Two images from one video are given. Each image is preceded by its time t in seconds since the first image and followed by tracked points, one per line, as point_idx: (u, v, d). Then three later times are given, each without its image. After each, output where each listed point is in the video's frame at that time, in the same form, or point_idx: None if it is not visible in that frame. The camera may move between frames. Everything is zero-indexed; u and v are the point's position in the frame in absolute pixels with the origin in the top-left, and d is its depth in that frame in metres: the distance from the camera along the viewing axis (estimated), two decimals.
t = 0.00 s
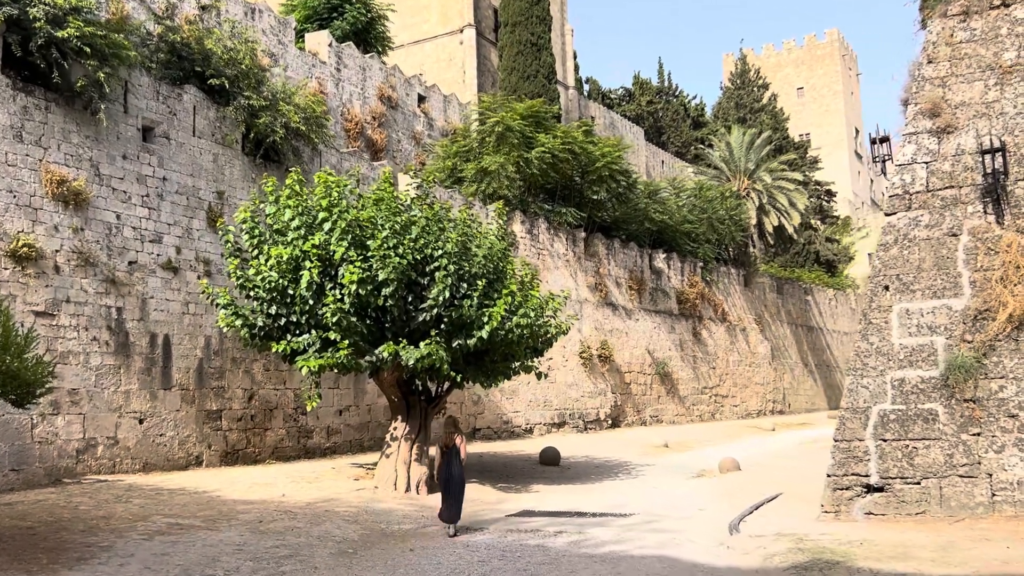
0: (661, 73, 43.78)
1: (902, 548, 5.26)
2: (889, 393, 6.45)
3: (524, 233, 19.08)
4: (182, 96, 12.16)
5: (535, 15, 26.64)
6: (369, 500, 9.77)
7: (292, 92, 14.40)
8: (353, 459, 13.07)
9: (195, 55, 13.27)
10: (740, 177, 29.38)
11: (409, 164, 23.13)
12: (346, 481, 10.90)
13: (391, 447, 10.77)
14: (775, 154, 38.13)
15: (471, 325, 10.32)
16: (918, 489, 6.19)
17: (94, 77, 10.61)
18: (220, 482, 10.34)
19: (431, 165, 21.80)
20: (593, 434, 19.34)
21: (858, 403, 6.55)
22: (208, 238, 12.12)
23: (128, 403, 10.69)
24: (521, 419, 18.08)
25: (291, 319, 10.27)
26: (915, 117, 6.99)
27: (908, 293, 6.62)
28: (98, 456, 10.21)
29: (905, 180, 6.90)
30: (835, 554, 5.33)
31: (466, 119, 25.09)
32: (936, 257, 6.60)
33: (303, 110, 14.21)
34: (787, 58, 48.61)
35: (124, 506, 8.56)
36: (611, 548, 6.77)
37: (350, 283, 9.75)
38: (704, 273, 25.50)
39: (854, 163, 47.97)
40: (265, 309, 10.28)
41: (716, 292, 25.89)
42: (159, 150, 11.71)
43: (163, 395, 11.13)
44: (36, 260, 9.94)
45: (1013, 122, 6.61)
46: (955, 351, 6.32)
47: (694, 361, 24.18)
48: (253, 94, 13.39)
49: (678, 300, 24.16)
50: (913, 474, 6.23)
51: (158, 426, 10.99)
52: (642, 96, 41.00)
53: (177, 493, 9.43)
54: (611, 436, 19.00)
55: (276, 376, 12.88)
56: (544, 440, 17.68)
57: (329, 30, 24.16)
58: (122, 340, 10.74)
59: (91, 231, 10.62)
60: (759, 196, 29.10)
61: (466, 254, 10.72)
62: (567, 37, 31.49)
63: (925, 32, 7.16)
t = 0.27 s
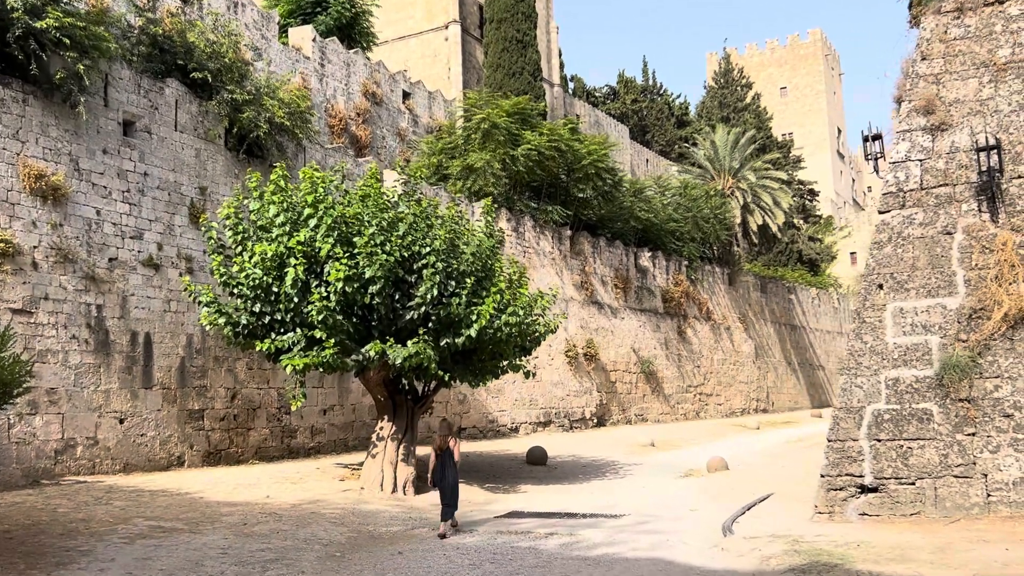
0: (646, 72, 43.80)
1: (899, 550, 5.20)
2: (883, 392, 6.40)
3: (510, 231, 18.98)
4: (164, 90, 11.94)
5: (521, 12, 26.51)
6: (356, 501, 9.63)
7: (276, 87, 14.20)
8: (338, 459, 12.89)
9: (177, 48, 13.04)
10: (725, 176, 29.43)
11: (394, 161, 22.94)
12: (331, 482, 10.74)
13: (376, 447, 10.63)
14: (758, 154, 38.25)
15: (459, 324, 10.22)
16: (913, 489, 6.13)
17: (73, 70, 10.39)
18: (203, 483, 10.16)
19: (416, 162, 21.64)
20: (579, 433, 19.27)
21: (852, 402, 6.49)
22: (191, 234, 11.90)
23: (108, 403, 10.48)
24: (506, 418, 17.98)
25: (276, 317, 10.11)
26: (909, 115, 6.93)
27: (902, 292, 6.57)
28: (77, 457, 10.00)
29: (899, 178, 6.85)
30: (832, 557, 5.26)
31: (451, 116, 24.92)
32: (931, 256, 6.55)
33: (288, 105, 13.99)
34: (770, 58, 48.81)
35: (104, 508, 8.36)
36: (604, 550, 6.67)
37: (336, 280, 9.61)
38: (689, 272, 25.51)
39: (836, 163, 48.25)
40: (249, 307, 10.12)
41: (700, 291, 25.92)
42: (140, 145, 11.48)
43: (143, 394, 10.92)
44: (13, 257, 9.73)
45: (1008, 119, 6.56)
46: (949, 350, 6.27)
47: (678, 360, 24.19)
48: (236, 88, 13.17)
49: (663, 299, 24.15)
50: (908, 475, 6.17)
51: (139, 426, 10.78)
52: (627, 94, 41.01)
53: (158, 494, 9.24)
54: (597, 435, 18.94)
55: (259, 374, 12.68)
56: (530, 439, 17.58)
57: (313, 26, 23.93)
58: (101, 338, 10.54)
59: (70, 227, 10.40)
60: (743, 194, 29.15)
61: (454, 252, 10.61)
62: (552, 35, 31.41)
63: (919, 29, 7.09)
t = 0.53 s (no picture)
0: (629, 71, 43.87)
1: (894, 548, 5.20)
2: (875, 389, 6.40)
3: (494, 228, 18.89)
4: (146, 82, 11.75)
5: (505, 8, 26.42)
6: (342, 500, 9.53)
7: (260, 80, 14.01)
8: (322, 457, 12.75)
9: (159, 39, 12.80)
10: (707, 175, 29.53)
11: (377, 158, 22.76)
12: (316, 480, 10.62)
13: (362, 445, 10.52)
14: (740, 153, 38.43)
15: (446, 320, 10.14)
16: (905, 487, 6.14)
17: (52, 60, 10.19)
18: (185, 481, 10.01)
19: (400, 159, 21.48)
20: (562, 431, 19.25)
21: (844, 399, 6.48)
22: (172, 228, 11.71)
23: (88, 400, 10.31)
24: (490, 416, 17.91)
25: (260, 312, 9.98)
26: (900, 111, 6.91)
27: (893, 289, 6.57)
28: (56, 455, 9.82)
29: (890, 174, 6.83)
30: (827, 555, 5.25)
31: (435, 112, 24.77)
32: (922, 252, 6.55)
33: (271, 98, 13.81)
34: (752, 58, 49.09)
35: (84, 507, 8.21)
36: (595, 548, 6.63)
37: (322, 275, 9.50)
38: (672, 270, 25.57)
39: (816, 163, 48.62)
40: (232, 302, 9.97)
41: (683, 289, 25.99)
42: (121, 138, 11.28)
43: (124, 391, 10.75)
44: None
45: (999, 116, 6.57)
46: (941, 347, 6.28)
47: (661, 358, 24.23)
48: (219, 80, 12.98)
49: (646, 297, 24.18)
50: (900, 472, 6.18)
51: (119, 423, 10.61)
52: (609, 93, 41.05)
53: (139, 492, 9.10)
54: (581, 433, 18.93)
55: (242, 371, 12.51)
56: (514, 437, 17.52)
57: (295, 20, 23.69)
58: (81, 334, 10.37)
59: (49, 221, 10.22)
60: (726, 193, 29.25)
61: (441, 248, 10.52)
62: (536, 32, 31.35)
63: (910, 25, 7.08)
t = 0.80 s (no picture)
0: (610, 70, 43.95)
1: (888, 548, 5.20)
2: (867, 389, 6.41)
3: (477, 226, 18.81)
4: (126, 75, 11.54)
5: (488, 6, 26.34)
6: (326, 500, 9.39)
7: (242, 74, 13.82)
8: (304, 457, 12.59)
9: (139, 31, 12.57)
10: (688, 175, 29.64)
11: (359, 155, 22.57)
12: (298, 480, 10.47)
13: (346, 445, 10.39)
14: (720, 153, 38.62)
15: (433, 318, 10.05)
16: (896, 487, 6.14)
17: (29, 51, 9.97)
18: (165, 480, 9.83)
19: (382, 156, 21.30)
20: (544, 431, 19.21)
21: (835, 399, 6.50)
22: (152, 225, 11.50)
23: (65, 399, 10.11)
24: (473, 415, 17.83)
25: (243, 310, 9.82)
26: (892, 110, 6.95)
27: (885, 289, 6.59)
28: (32, 455, 9.61)
29: (882, 173, 6.85)
30: (821, 555, 5.24)
31: (417, 110, 24.61)
32: (914, 252, 6.57)
33: (253, 93, 13.61)
34: (731, 59, 49.42)
35: (62, 508, 8.03)
36: (586, 550, 6.58)
37: (307, 272, 9.37)
38: (654, 270, 25.63)
39: (794, 164, 49.02)
40: (214, 299, 9.80)
41: (664, 289, 26.07)
42: (100, 132, 11.07)
43: (102, 389, 10.55)
44: None
45: (990, 116, 6.59)
46: (933, 347, 6.30)
47: (642, 357, 24.28)
48: (200, 74, 12.78)
49: (628, 296, 24.21)
50: (891, 472, 6.18)
51: (97, 422, 10.41)
52: (591, 92, 41.13)
53: (119, 493, 8.92)
54: (563, 432, 18.91)
55: (222, 370, 12.33)
56: (496, 437, 17.46)
57: (276, 15, 23.44)
58: (58, 331, 10.17)
59: (26, 216, 10.00)
60: (707, 193, 29.37)
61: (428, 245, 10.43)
62: (518, 31, 31.30)
63: (902, 25, 7.12)
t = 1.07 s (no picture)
0: (590, 70, 44.01)
1: (879, 551, 5.20)
2: (854, 391, 6.42)
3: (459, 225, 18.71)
4: (103, 69, 11.34)
5: (469, 4, 26.22)
6: (308, 502, 9.27)
7: (223, 69, 13.62)
8: (283, 457, 12.43)
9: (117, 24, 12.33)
10: (668, 175, 29.73)
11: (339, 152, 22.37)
12: (279, 481, 10.33)
13: (327, 446, 10.27)
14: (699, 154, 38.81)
15: (417, 318, 9.96)
16: (884, 489, 6.16)
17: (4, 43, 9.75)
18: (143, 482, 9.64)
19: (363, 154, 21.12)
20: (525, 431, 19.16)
21: (823, 401, 6.50)
22: (129, 221, 11.29)
23: (39, 398, 9.90)
24: (453, 415, 17.74)
25: (223, 308, 9.66)
26: (880, 111, 6.93)
27: (872, 290, 6.60)
28: (5, 456, 9.41)
29: (870, 174, 6.85)
30: (813, 559, 5.23)
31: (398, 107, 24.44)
32: (902, 253, 6.59)
33: (234, 88, 13.41)
34: (710, 61, 49.70)
35: (37, 510, 7.85)
36: (574, 553, 6.53)
37: (289, 271, 9.23)
38: (634, 270, 25.69)
39: (772, 165, 49.39)
40: (194, 297, 9.63)
41: (644, 289, 26.13)
42: (77, 126, 10.86)
43: (78, 389, 10.35)
44: None
45: (977, 117, 6.61)
46: (921, 348, 6.32)
47: (622, 357, 24.31)
48: (179, 69, 12.59)
49: (608, 296, 24.24)
50: (879, 474, 6.19)
51: (72, 422, 10.21)
52: (572, 92, 41.27)
53: (95, 495, 8.74)
54: (544, 432, 18.89)
55: (200, 369, 12.13)
56: (477, 437, 17.38)
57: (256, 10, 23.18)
58: (33, 330, 9.97)
59: None
60: (687, 194, 29.46)
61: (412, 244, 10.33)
62: (499, 29, 31.21)
63: (890, 26, 7.12)
